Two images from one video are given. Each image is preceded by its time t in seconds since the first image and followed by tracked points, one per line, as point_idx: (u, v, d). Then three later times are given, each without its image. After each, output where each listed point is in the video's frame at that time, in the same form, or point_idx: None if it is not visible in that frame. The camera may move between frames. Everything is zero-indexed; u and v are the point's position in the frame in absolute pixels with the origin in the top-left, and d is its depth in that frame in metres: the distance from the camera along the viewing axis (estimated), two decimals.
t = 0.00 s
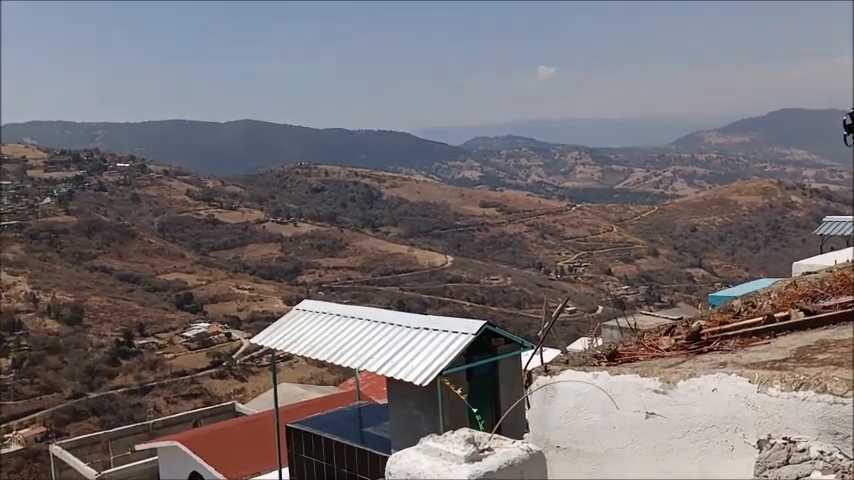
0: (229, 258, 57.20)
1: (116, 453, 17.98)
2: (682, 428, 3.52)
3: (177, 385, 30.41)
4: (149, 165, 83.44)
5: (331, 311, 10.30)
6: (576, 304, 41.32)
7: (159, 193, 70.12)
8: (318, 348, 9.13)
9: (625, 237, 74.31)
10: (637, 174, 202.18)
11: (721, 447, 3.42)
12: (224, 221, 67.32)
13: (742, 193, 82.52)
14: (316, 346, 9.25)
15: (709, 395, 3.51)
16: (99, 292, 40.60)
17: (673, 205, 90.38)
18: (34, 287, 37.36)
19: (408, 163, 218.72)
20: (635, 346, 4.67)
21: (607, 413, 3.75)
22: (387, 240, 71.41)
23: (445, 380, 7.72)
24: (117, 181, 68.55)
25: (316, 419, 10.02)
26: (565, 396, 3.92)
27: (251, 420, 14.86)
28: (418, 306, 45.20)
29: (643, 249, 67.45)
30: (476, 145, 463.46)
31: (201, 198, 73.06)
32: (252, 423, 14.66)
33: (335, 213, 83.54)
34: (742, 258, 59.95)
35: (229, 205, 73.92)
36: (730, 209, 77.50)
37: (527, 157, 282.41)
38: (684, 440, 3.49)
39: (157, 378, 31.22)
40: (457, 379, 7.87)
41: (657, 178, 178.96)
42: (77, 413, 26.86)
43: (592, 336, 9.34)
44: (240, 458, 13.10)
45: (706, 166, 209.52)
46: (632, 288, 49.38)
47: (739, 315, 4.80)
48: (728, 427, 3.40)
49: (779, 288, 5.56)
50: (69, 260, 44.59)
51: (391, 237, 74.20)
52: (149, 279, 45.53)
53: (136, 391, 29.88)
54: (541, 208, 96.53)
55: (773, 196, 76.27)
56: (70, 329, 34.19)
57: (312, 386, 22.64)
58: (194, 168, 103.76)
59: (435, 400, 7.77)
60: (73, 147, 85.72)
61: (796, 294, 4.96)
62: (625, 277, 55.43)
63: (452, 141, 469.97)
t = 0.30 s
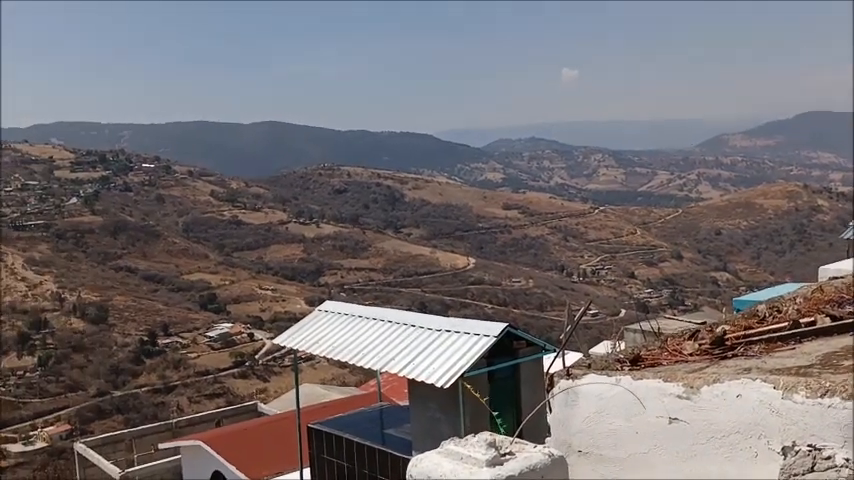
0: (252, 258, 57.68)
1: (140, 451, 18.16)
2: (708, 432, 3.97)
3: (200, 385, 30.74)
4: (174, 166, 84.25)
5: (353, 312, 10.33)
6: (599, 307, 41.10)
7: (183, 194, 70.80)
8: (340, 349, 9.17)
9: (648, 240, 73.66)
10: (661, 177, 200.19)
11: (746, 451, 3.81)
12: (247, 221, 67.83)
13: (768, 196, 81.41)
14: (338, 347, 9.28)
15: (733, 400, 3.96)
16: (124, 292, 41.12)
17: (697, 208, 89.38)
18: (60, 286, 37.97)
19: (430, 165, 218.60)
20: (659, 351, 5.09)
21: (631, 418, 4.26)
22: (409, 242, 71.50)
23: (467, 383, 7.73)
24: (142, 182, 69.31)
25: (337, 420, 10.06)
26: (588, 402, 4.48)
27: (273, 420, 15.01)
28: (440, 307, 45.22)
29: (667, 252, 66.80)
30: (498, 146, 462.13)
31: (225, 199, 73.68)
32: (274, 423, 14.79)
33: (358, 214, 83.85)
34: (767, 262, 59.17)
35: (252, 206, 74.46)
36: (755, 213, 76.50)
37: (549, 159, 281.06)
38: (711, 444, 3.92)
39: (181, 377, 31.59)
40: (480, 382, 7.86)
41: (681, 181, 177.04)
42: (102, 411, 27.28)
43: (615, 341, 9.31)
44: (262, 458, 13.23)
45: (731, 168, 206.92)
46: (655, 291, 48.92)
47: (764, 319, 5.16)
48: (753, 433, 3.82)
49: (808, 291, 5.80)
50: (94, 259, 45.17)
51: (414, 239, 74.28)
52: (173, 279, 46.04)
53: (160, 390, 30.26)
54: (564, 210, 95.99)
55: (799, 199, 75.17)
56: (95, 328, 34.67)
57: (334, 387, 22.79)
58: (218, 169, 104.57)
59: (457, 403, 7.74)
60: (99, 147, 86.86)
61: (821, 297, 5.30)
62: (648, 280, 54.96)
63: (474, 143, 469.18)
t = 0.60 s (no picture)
0: (271, 261, 58.07)
1: (157, 452, 18.25)
2: (726, 440, 3.89)
3: (218, 386, 30.91)
4: (194, 168, 84.96)
5: (370, 316, 10.37)
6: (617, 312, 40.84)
7: (203, 196, 71.34)
8: (357, 353, 9.20)
9: (667, 246, 73.12)
10: (681, 182, 198.63)
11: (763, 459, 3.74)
12: (266, 224, 68.25)
13: (789, 202, 80.51)
14: (356, 350, 9.33)
15: (753, 408, 3.92)
16: (143, 293, 41.50)
17: (717, 214, 88.62)
18: (80, 287, 38.39)
19: (449, 168, 218.75)
20: (678, 358, 5.22)
21: (648, 424, 4.21)
22: (427, 245, 71.56)
23: (483, 388, 7.73)
24: (162, 184, 69.97)
25: (354, 423, 10.10)
26: (605, 407, 4.46)
27: (290, 422, 15.09)
28: (457, 311, 45.19)
29: (686, 258, 66.28)
30: (517, 151, 461.15)
31: (244, 202, 74.21)
32: (291, 425, 14.87)
33: (376, 218, 84.08)
34: (788, 269, 58.50)
35: (271, 209, 74.93)
36: (776, 219, 75.73)
37: (568, 164, 279.90)
38: (729, 450, 3.84)
39: (198, 379, 31.81)
40: (496, 387, 7.86)
41: (701, 186, 175.54)
42: (120, 411, 27.58)
43: (633, 347, 9.30)
44: (278, 460, 13.30)
45: (752, 174, 204.90)
46: (674, 297, 48.57)
47: (785, 329, 5.16)
48: (772, 441, 3.75)
49: (828, 299, 5.77)
50: (115, 261, 45.64)
51: (431, 243, 74.31)
52: (192, 280, 46.38)
53: (178, 391, 30.48)
54: (582, 215, 95.56)
55: (821, 206, 74.28)
56: (115, 329, 35.01)
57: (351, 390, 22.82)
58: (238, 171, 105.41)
59: (474, 408, 7.77)
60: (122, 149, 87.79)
61: (842, 306, 5.27)
62: (667, 286, 54.55)
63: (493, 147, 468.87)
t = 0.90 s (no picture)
0: (313, 258, 58.79)
1: (199, 444, 18.67)
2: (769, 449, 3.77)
3: (258, 381, 31.44)
4: (239, 165, 86.37)
5: (410, 315, 10.45)
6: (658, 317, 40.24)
7: (247, 193, 72.42)
8: (398, 351, 9.28)
9: (712, 251, 71.69)
10: (729, 187, 194.46)
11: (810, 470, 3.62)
12: (309, 221, 69.06)
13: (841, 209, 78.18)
14: (395, 348, 9.42)
15: (798, 420, 3.93)
16: (188, 287, 42.38)
17: (765, 219, 86.52)
18: (127, 280, 39.40)
19: (491, 169, 218.04)
20: (722, 366, 5.22)
21: (690, 432, 4.15)
22: (468, 246, 71.52)
23: (521, 391, 7.72)
24: (208, 180, 71.31)
25: (393, 421, 10.20)
26: (647, 416, 4.45)
27: (329, 419, 15.27)
28: (496, 312, 45.08)
29: (731, 263, 64.90)
30: (560, 152, 457.08)
31: (288, 199, 75.18)
32: (329, 422, 15.06)
33: (417, 217, 84.33)
34: (839, 277, 56.83)
35: (314, 207, 75.78)
36: (827, 225, 73.58)
37: (612, 166, 276.28)
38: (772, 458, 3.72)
39: (239, 373, 32.41)
40: (533, 391, 7.84)
41: (749, 191, 171.58)
42: (163, 403, 28.29)
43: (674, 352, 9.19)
44: (317, 456, 13.50)
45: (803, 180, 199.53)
46: (718, 303, 47.54)
47: (831, 338, 5.10)
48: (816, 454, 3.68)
49: None
50: (161, 255, 46.70)
51: (472, 243, 74.22)
52: (235, 276, 47.20)
53: (219, 384, 31.07)
54: (625, 218, 94.30)
55: None
56: (160, 322, 35.86)
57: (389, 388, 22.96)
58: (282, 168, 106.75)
59: (512, 409, 7.77)
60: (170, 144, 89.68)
61: None
62: (711, 292, 53.50)
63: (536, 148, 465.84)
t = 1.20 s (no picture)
0: (349, 261, 59.16)
1: (236, 446, 18.87)
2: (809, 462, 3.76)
3: (295, 384, 31.71)
4: (278, 170, 87.35)
5: (446, 320, 10.43)
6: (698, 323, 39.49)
7: (285, 196, 73.06)
8: (433, 355, 9.28)
9: (754, 257, 70.17)
10: (772, 192, 190.20)
11: None
12: (346, 225, 69.51)
13: None
14: (431, 353, 9.42)
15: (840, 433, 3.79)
16: (226, 289, 42.94)
17: (810, 225, 84.35)
18: (167, 282, 40.09)
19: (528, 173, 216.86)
20: (762, 376, 5.05)
21: (729, 442, 4.06)
22: (504, 250, 71.20)
23: (558, 397, 7.63)
24: (248, 184, 72.28)
25: (429, 426, 10.18)
26: (685, 425, 4.33)
27: (364, 423, 15.30)
28: (533, 317, 44.75)
29: (774, 270, 63.44)
30: (598, 156, 452.86)
31: (325, 203, 75.76)
32: (365, 426, 15.10)
33: (454, 221, 84.25)
34: None
35: (350, 211, 76.26)
36: None
37: (652, 170, 272.49)
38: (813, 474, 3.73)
39: (277, 376, 32.73)
40: (570, 397, 7.74)
41: (793, 196, 167.58)
42: (202, 405, 28.72)
43: (714, 361, 9.05)
44: (353, 459, 13.55)
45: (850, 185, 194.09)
46: (760, 310, 46.52)
47: None
48: None
49: None
50: (200, 257, 47.43)
51: (509, 248, 73.85)
52: (273, 279, 47.71)
53: (257, 387, 31.40)
54: (664, 223, 92.87)
55: None
56: (199, 324, 36.41)
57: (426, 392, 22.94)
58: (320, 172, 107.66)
59: (548, 415, 7.68)
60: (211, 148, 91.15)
61: None
62: (753, 298, 52.36)
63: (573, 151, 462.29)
